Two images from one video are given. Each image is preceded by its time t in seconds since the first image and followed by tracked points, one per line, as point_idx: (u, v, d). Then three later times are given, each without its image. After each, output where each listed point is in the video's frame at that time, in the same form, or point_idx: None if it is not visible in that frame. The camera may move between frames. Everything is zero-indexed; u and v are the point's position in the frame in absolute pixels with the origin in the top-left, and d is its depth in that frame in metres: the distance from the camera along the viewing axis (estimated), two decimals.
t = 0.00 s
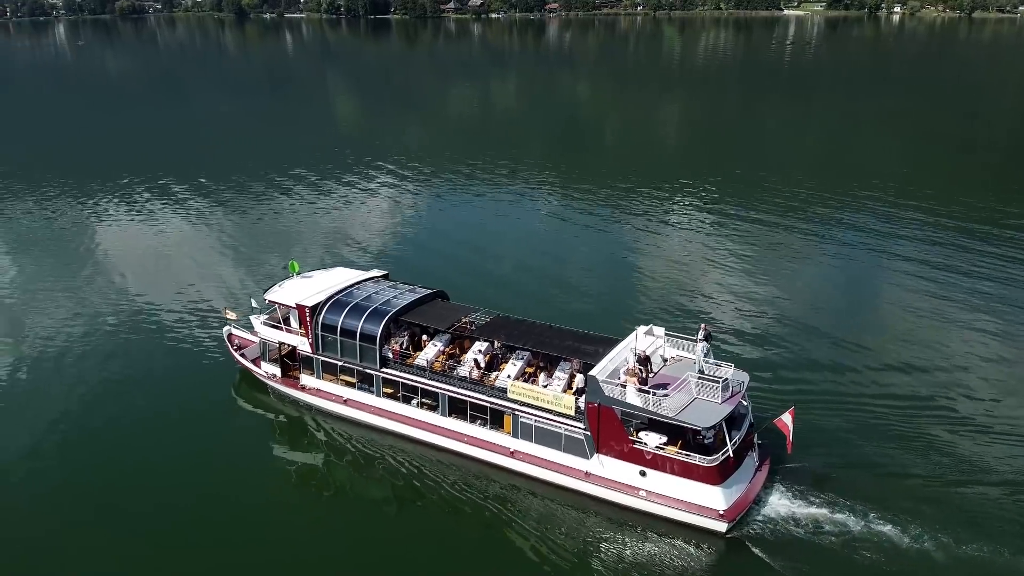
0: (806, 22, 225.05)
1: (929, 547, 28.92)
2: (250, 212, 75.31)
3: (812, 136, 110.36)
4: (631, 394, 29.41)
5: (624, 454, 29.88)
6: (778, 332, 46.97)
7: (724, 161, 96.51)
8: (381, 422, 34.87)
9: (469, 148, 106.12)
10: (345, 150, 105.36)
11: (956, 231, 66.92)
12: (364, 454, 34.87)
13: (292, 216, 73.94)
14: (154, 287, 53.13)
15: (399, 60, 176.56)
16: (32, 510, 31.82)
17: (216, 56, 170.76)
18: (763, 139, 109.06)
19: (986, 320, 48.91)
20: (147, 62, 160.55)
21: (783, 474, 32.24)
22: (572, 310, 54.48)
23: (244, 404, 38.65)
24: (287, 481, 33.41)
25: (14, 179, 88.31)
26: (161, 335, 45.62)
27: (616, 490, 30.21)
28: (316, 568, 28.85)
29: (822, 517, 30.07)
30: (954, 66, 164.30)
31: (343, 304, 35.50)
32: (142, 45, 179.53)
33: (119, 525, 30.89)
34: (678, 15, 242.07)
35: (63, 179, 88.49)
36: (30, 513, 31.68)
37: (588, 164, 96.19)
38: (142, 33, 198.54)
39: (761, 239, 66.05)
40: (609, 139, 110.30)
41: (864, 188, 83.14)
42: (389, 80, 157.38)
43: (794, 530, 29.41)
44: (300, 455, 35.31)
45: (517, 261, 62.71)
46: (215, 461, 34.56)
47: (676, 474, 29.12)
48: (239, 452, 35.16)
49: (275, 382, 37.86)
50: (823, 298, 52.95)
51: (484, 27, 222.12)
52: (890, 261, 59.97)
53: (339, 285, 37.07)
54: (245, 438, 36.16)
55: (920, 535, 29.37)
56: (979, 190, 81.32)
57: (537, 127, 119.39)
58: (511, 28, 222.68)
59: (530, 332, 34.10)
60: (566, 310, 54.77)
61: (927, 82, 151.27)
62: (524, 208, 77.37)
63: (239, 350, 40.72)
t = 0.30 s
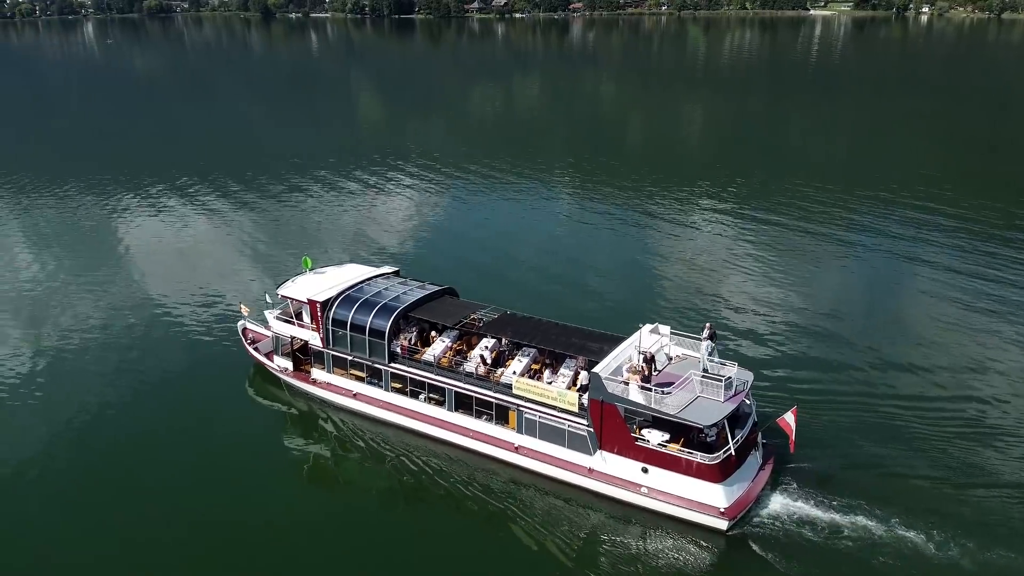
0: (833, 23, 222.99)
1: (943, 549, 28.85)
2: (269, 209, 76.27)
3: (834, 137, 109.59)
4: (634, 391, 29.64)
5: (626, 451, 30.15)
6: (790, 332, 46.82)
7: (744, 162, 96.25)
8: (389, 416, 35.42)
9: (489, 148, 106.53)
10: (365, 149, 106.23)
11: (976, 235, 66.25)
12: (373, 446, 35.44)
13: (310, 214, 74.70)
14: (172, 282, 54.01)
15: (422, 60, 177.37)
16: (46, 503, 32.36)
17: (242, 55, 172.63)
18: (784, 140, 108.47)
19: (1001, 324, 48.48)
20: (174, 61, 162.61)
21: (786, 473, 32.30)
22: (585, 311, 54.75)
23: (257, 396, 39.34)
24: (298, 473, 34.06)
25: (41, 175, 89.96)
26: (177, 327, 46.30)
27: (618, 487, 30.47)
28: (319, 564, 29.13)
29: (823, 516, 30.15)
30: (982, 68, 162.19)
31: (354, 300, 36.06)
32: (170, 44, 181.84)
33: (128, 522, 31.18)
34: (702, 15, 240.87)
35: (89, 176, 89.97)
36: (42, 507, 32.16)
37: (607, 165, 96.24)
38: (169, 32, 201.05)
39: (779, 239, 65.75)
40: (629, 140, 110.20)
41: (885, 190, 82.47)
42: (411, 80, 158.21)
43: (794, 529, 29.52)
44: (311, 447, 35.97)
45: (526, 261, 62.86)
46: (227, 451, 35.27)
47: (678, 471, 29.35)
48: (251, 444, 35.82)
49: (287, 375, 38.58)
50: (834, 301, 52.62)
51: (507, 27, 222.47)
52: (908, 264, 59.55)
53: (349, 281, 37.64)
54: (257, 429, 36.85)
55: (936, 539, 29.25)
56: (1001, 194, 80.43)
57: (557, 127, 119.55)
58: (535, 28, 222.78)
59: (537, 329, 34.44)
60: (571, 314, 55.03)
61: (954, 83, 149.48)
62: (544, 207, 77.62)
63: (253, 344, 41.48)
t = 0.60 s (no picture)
0: (860, 23, 220.96)
1: (972, 555, 28.50)
2: (289, 207, 77.23)
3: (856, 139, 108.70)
4: (636, 388, 29.86)
5: (628, 447, 30.43)
6: (800, 334, 46.74)
7: (764, 163, 95.73)
8: (398, 410, 36.00)
9: (508, 148, 106.94)
10: (385, 148, 107.03)
11: (996, 238, 65.60)
12: (381, 440, 36.06)
13: (328, 213, 75.37)
14: (191, 278, 54.95)
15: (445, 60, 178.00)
16: (58, 497, 32.98)
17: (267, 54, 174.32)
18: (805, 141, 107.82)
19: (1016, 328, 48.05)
20: (200, 60, 164.63)
21: (789, 473, 32.34)
22: (599, 312, 55.05)
23: (271, 389, 40.19)
24: (309, 465, 34.73)
25: (67, 172, 91.55)
26: (193, 324, 47.09)
27: (620, 483, 30.75)
28: (322, 559, 29.46)
29: (825, 516, 30.19)
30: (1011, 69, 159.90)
31: (364, 296, 36.62)
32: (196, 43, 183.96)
33: (133, 520, 31.49)
34: (728, 15, 239.44)
35: (115, 173, 91.44)
36: (54, 501, 32.78)
37: (626, 165, 96.25)
38: (196, 31, 203.45)
39: (797, 242, 65.49)
40: (650, 140, 110.10)
41: (906, 193, 81.66)
42: (433, 79, 158.99)
43: (795, 529, 29.56)
44: (322, 440, 36.64)
45: (536, 262, 63.03)
46: (240, 443, 36.02)
47: (679, 468, 29.57)
48: (262, 436, 36.53)
49: (299, 369, 39.31)
50: (845, 305, 52.27)
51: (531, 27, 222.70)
52: (924, 267, 59.13)
53: (360, 278, 38.24)
54: (269, 422, 37.58)
55: (962, 546, 28.87)
56: None
57: (577, 127, 119.59)
58: (558, 27, 222.68)
59: (543, 326, 34.77)
60: (585, 315, 55.34)
61: (982, 84, 147.60)
62: (566, 208, 78.04)
63: (267, 338, 42.31)
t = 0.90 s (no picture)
0: (887, 23, 218.86)
1: (990, 559, 28.18)
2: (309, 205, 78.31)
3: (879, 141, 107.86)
4: (639, 385, 30.18)
5: (631, 444, 30.70)
6: (818, 330, 46.88)
7: (784, 165, 95.26)
8: (407, 404, 36.60)
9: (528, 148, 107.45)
10: (405, 148, 107.86)
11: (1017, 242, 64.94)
12: (391, 434, 36.66)
13: (345, 212, 76.17)
14: (211, 275, 55.98)
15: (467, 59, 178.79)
16: (72, 489, 33.69)
17: (292, 54, 175.99)
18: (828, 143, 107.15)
19: None
20: (226, 59, 166.66)
21: (793, 471, 32.41)
22: (612, 312, 55.41)
23: (284, 382, 41.00)
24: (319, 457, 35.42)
25: (93, 169, 93.13)
26: (210, 321, 47.96)
27: (623, 479, 31.02)
28: (329, 551, 29.98)
29: (829, 515, 30.23)
30: None
31: (374, 291, 37.21)
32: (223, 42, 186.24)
33: (137, 518, 31.80)
34: (753, 15, 238.08)
35: (140, 171, 93.10)
36: (68, 493, 33.47)
37: (645, 166, 96.33)
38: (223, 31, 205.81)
39: (817, 244, 65.34)
40: (670, 141, 110.01)
41: (927, 196, 80.91)
42: (456, 79, 159.76)
43: (798, 527, 29.63)
44: (333, 434, 37.33)
45: (543, 263, 63.36)
46: (253, 436, 36.79)
47: (682, 465, 29.77)
48: (274, 429, 37.30)
49: (311, 363, 40.06)
50: (861, 308, 52.23)
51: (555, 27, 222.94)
52: (942, 271, 58.71)
53: (371, 274, 38.84)
54: (283, 414, 38.35)
55: (987, 553, 28.41)
56: None
57: (598, 128, 119.70)
58: (582, 27, 222.66)
59: (550, 323, 35.17)
60: (605, 314, 55.71)
61: (1011, 86, 145.65)
62: (590, 207, 78.76)
63: (281, 333, 43.13)
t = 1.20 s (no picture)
0: (915, 24, 216.69)
1: (997, 562, 27.97)
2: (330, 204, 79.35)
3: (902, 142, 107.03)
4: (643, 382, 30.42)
5: (634, 440, 30.99)
6: (829, 330, 46.80)
7: (803, 167, 94.46)
8: (417, 399, 37.19)
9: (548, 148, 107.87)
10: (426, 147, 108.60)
11: None
12: (401, 429, 37.26)
13: (362, 212, 76.88)
14: (230, 272, 56.95)
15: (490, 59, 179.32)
16: (84, 485, 34.34)
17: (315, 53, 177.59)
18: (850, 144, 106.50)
19: None
20: (251, 58, 168.65)
21: (796, 470, 32.49)
22: (626, 313, 55.72)
23: (299, 376, 41.82)
24: (330, 450, 36.09)
25: (119, 166, 94.76)
26: (226, 318, 48.71)
27: (626, 475, 31.35)
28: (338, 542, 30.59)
29: (833, 514, 30.25)
30: None
31: (385, 287, 37.75)
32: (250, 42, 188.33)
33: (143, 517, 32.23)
34: (778, 15, 236.53)
35: (164, 168, 94.58)
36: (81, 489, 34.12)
37: (665, 166, 96.31)
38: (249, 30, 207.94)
39: (836, 246, 65.10)
40: (690, 142, 109.87)
41: (947, 199, 79.83)
42: (478, 79, 160.46)
43: (801, 526, 29.75)
44: (345, 427, 38.01)
45: (552, 264, 63.74)
46: (267, 429, 37.56)
47: (684, 462, 30.00)
48: (288, 422, 38.05)
49: (324, 357, 40.81)
50: (880, 311, 52.18)
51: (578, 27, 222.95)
52: (960, 275, 58.37)
53: (383, 270, 39.40)
54: (297, 408, 39.12)
55: (1013, 558, 27.99)
56: None
57: (618, 128, 119.74)
58: (606, 27, 222.42)
59: (558, 320, 35.54)
60: (624, 313, 56.00)
61: None
62: (611, 208, 79.18)
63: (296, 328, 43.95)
